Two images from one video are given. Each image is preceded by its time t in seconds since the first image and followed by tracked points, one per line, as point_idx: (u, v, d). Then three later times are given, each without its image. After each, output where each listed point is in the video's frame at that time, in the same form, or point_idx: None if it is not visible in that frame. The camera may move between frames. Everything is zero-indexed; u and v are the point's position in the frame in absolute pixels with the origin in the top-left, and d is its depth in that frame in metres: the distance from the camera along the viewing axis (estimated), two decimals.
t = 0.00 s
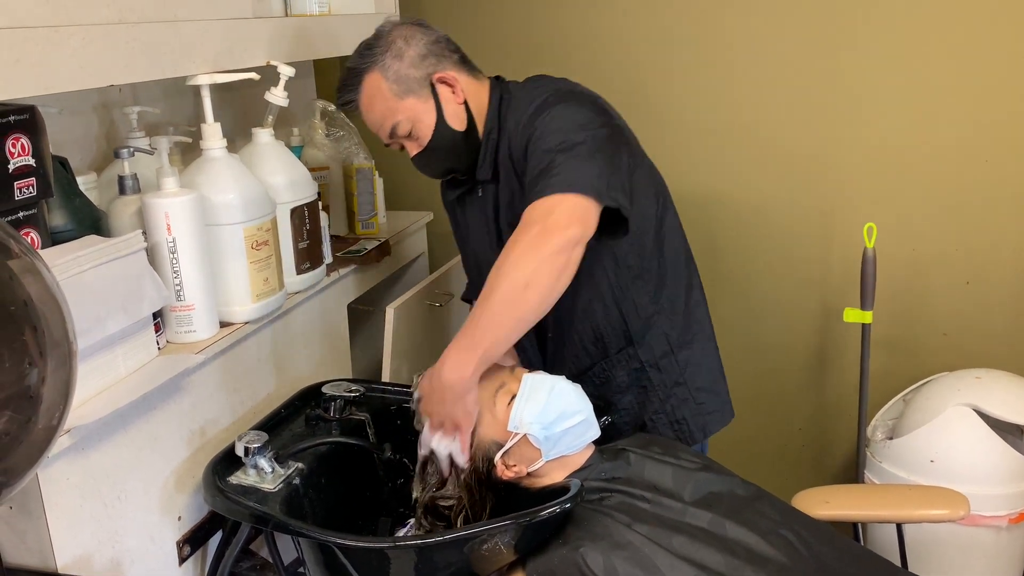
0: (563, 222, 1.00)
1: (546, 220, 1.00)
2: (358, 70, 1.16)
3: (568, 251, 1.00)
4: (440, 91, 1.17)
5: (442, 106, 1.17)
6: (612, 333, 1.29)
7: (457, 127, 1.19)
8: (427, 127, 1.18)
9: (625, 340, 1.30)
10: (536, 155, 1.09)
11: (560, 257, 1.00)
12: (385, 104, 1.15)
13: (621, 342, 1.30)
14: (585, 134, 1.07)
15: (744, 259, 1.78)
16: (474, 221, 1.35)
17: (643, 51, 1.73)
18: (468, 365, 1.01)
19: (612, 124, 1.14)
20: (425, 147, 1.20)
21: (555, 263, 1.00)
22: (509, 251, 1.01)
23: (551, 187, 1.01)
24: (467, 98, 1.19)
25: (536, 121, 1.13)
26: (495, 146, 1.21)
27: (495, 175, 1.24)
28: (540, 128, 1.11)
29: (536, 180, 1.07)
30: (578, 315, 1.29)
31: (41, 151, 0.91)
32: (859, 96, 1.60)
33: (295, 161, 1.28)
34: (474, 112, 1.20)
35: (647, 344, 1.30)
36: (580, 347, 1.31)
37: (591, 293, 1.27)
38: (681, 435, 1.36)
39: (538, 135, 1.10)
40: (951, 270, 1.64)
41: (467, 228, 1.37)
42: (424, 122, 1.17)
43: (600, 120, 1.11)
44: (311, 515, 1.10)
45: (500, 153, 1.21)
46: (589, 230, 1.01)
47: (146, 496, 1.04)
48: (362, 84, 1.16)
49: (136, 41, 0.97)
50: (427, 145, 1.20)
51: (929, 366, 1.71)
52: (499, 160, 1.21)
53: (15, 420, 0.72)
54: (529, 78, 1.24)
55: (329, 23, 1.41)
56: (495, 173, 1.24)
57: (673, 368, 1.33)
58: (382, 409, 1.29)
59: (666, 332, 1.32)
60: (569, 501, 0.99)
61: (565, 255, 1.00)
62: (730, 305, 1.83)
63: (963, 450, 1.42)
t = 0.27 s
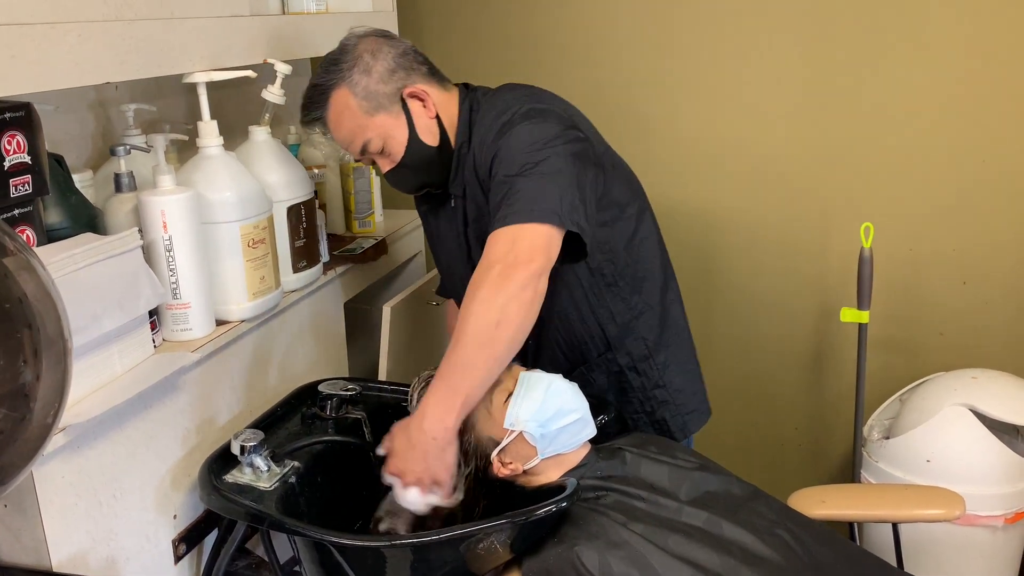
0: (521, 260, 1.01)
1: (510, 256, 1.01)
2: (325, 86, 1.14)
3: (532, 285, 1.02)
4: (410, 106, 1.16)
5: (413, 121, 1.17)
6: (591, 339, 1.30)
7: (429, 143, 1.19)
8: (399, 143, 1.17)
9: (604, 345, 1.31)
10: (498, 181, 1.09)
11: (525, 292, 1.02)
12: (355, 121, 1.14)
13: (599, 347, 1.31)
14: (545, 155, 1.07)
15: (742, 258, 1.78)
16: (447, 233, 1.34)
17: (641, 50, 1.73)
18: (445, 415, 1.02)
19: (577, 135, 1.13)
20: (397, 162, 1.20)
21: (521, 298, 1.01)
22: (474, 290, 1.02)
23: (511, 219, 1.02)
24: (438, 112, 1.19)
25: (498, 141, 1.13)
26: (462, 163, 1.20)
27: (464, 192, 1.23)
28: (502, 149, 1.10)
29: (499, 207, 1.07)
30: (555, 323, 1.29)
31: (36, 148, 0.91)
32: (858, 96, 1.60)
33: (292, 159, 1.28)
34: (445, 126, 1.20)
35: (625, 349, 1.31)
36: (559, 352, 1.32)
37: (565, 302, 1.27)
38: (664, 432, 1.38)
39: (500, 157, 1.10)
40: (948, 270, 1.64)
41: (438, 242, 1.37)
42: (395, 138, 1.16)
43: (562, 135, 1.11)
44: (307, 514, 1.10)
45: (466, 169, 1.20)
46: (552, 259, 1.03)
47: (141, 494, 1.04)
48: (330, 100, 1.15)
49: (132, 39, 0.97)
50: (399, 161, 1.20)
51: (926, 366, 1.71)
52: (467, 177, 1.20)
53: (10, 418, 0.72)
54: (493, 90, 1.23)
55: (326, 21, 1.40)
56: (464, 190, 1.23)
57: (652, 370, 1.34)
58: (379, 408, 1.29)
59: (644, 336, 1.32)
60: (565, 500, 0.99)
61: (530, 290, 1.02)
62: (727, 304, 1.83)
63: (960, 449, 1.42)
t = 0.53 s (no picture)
0: (496, 270, 1.03)
1: (488, 268, 1.03)
2: (305, 96, 1.15)
3: (509, 298, 1.04)
4: (393, 114, 1.16)
5: (396, 129, 1.17)
6: (579, 339, 1.30)
7: (414, 152, 1.19)
8: (382, 152, 1.17)
9: (592, 344, 1.31)
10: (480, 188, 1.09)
11: (501, 304, 1.04)
12: (337, 131, 1.15)
13: (587, 347, 1.31)
14: (530, 160, 1.07)
15: (738, 258, 1.78)
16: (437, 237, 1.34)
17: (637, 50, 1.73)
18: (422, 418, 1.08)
19: (563, 140, 1.12)
20: (382, 172, 1.20)
21: (498, 310, 1.04)
22: (454, 294, 1.05)
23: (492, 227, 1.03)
24: (421, 120, 1.18)
25: (481, 146, 1.13)
26: (446, 169, 1.20)
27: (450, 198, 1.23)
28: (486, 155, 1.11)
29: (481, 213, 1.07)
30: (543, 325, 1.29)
31: (30, 145, 0.90)
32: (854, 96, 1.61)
33: (286, 158, 1.28)
34: (429, 133, 1.20)
35: (613, 348, 1.31)
36: (547, 354, 1.32)
37: (551, 304, 1.26)
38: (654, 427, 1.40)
39: (483, 163, 1.10)
40: (943, 270, 1.64)
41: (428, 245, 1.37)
42: (378, 148, 1.17)
43: (547, 141, 1.10)
44: (302, 513, 1.10)
45: (452, 174, 1.20)
46: (531, 273, 1.04)
47: (135, 493, 1.03)
48: (311, 110, 1.15)
49: (127, 36, 0.96)
50: (383, 170, 1.20)
51: (921, 367, 1.72)
52: (452, 184, 1.20)
53: (2, 416, 0.72)
54: (478, 94, 1.23)
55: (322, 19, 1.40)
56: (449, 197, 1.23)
57: (640, 369, 1.34)
58: (373, 407, 1.29)
59: (631, 335, 1.32)
60: (561, 499, 0.99)
61: (506, 302, 1.04)
62: (723, 304, 1.83)
63: (954, 449, 1.43)
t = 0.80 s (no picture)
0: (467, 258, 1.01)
1: (461, 252, 1.01)
2: (318, 71, 1.09)
3: (476, 286, 1.03)
4: (410, 96, 1.15)
5: (412, 112, 1.16)
6: (571, 336, 1.28)
7: (428, 135, 1.19)
8: (397, 134, 1.16)
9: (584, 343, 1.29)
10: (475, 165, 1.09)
11: (467, 290, 1.02)
12: (355, 109, 1.11)
13: (580, 345, 1.29)
14: (527, 147, 1.07)
15: (735, 258, 1.78)
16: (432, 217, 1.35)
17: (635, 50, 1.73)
18: (385, 376, 1.09)
19: (569, 133, 1.12)
20: (391, 153, 1.18)
21: (463, 295, 1.03)
22: (430, 268, 1.04)
23: (476, 212, 1.01)
24: (436, 103, 1.18)
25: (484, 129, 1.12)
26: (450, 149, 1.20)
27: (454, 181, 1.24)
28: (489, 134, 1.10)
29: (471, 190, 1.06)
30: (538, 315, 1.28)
31: (24, 143, 0.90)
32: (851, 97, 1.61)
33: (283, 157, 1.27)
34: (443, 117, 1.19)
35: (605, 350, 1.29)
36: (541, 348, 1.31)
37: (547, 294, 1.26)
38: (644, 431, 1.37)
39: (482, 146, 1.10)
40: (940, 270, 1.64)
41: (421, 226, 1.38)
42: (393, 129, 1.15)
43: (552, 129, 1.10)
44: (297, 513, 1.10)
45: (457, 156, 1.20)
46: (502, 266, 1.02)
47: (130, 493, 1.03)
48: (324, 87, 1.10)
49: (123, 34, 0.96)
50: (394, 152, 1.18)
51: (917, 367, 1.72)
52: (457, 167, 1.21)
53: None
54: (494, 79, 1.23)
55: (319, 18, 1.40)
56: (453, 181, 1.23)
57: (631, 374, 1.32)
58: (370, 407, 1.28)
59: (623, 337, 1.31)
60: (557, 500, 0.99)
61: (472, 289, 1.02)
62: (719, 304, 1.83)
63: (950, 449, 1.43)
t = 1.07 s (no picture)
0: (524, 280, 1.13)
1: (521, 270, 1.12)
2: (362, 39, 1.06)
3: (537, 298, 1.15)
4: (448, 75, 1.15)
5: (448, 91, 1.15)
6: (580, 332, 1.29)
7: (460, 115, 1.18)
8: (431, 112, 1.15)
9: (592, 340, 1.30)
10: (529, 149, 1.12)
11: (529, 302, 1.14)
12: (400, 81, 1.09)
13: (587, 341, 1.29)
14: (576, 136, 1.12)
15: (734, 258, 1.78)
16: (429, 205, 1.32)
17: (634, 49, 1.73)
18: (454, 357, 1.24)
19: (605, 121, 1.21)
20: (422, 131, 1.17)
21: (525, 305, 1.15)
22: (492, 278, 1.16)
23: (539, 221, 1.10)
24: (469, 85, 1.19)
25: (527, 114, 1.14)
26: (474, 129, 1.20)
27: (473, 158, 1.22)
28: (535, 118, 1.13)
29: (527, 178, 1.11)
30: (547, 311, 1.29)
31: (22, 143, 0.90)
32: (850, 96, 1.61)
33: (282, 156, 1.27)
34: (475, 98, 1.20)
35: (613, 346, 1.30)
36: (548, 344, 1.31)
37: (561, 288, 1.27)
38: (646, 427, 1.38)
39: (529, 133, 1.13)
40: (939, 270, 1.64)
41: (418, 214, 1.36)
42: (428, 106, 1.14)
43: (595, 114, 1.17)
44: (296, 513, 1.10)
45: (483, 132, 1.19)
46: (557, 279, 1.14)
47: (128, 493, 1.03)
48: (365, 55, 1.07)
49: (121, 34, 0.96)
50: (427, 130, 1.17)
51: (916, 367, 1.72)
52: (482, 144, 1.19)
53: None
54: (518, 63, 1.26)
55: (316, 17, 1.39)
56: (472, 160, 1.21)
57: (638, 371, 1.33)
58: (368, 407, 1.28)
59: (630, 334, 1.32)
60: (556, 499, 0.99)
61: (531, 301, 1.15)
62: (718, 304, 1.83)
63: (949, 449, 1.43)
